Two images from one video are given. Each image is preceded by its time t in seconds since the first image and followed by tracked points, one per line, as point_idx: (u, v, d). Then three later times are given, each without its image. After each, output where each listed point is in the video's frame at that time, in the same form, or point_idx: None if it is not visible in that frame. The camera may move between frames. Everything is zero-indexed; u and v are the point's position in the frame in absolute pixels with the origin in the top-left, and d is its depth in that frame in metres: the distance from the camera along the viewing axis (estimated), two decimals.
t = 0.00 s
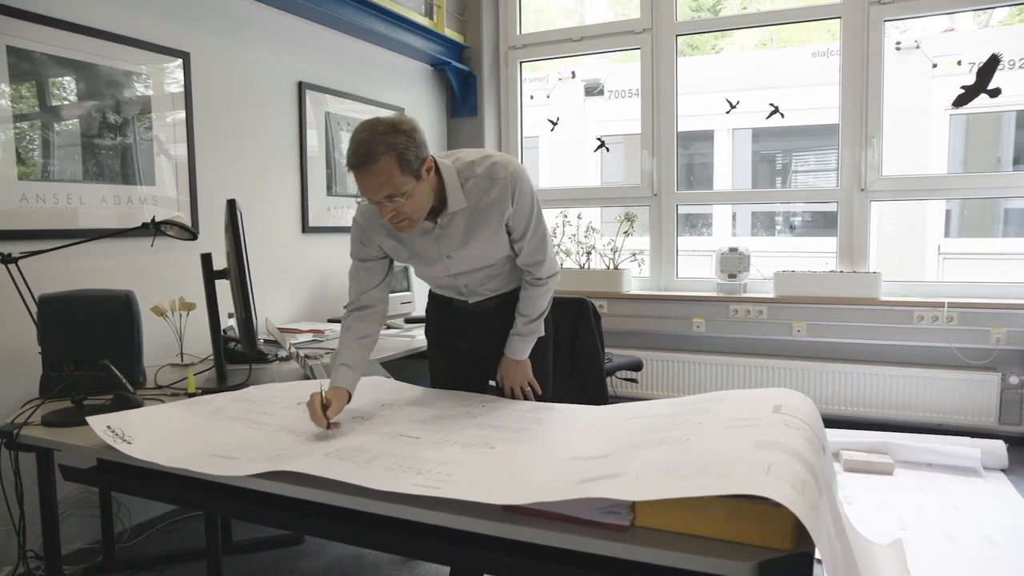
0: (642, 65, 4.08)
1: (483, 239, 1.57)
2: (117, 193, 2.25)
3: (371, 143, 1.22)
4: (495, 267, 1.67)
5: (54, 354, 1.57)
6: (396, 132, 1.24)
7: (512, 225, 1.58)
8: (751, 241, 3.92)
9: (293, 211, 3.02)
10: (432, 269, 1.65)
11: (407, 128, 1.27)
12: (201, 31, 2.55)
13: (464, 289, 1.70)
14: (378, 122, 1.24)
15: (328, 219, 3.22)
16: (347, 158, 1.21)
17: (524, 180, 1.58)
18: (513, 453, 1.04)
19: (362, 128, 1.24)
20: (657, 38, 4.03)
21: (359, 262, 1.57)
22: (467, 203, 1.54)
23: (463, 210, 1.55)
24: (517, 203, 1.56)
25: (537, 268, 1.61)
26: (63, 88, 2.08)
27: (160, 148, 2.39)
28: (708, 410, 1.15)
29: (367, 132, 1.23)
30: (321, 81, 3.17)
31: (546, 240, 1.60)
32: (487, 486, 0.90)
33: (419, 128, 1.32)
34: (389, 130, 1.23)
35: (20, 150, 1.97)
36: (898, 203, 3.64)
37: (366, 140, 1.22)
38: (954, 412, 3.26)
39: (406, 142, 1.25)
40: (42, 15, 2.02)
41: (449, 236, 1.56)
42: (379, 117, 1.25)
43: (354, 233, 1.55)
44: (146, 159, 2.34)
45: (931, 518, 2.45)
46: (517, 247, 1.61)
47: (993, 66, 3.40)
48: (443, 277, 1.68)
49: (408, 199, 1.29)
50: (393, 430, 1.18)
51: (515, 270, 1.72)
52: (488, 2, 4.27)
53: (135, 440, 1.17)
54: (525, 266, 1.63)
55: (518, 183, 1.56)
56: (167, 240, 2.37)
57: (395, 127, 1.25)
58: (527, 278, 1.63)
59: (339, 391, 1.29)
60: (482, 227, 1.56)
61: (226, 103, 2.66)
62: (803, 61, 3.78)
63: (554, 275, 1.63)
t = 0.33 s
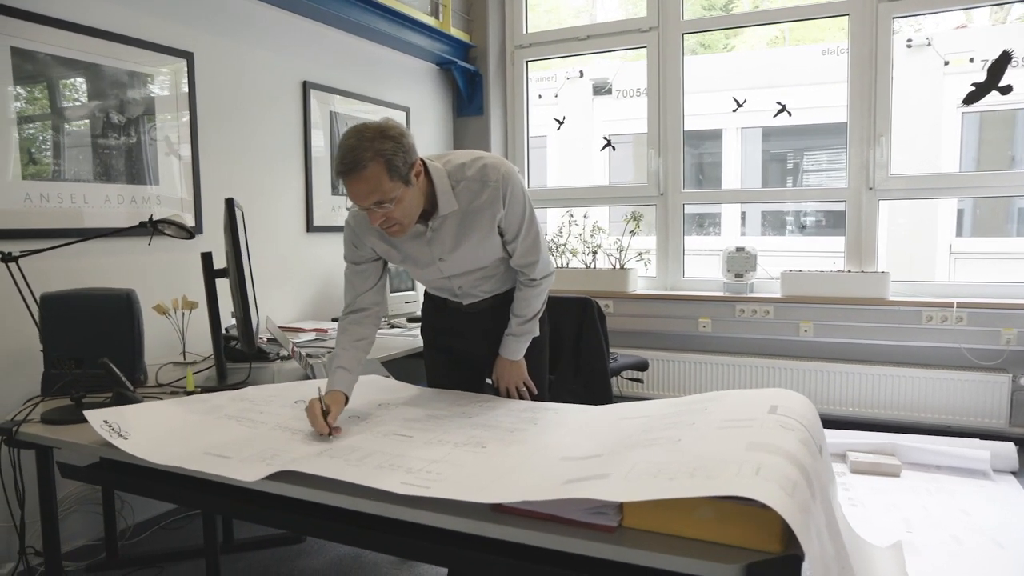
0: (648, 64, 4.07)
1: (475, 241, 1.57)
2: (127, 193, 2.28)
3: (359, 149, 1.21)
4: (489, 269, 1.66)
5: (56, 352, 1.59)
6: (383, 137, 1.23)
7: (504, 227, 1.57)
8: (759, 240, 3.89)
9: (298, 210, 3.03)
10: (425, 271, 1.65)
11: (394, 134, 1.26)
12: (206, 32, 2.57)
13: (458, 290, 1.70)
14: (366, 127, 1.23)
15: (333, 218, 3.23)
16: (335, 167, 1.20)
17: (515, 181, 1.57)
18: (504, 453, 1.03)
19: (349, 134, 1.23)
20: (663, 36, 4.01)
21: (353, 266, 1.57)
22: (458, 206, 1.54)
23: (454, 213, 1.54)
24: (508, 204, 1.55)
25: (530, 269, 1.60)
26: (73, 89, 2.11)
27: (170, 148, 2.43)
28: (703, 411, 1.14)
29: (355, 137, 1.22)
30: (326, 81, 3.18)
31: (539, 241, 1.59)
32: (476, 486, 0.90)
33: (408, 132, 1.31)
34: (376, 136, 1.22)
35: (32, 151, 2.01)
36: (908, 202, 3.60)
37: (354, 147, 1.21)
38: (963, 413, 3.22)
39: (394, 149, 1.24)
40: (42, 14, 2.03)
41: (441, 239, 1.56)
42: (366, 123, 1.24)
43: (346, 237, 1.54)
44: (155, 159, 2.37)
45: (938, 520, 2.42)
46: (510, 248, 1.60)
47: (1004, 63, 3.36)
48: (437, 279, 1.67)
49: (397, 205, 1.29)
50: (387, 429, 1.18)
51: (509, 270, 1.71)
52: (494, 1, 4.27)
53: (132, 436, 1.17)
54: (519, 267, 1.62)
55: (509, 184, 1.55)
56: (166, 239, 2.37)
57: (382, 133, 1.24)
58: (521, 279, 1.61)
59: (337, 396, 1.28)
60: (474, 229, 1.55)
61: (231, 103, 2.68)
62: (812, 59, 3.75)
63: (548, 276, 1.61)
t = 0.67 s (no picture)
0: (657, 62, 4.05)
1: (474, 239, 1.56)
2: (140, 192, 2.32)
3: (354, 148, 1.21)
4: (489, 267, 1.66)
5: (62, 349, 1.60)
6: (379, 136, 1.23)
7: (504, 225, 1.56)
8: (768, 240, 3.87)
9: (303, 208, 3.04)
10: (425, 269, 1.65)
11: (390, 132, 1.26)
12: (213, 31, 2.58)
13: (459, 288, 1.70)
14: (361, 126, 1.23)
15: (340, 217, 3.23)
16: (331, 166, 1.21)
17: (514, 178, 1.56)
18: (501, 452, 1.02)
19: (345, 133, 1.23)
20: (671, 34, 3.99)
21: (353, 264, 1.57)
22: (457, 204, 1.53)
23: (453, 211, 1.54)
24: (507, 202, 1.54)
25: (530, 268, 1.59)
26: (86, 90, 2.15)
27: (181, 148, 2.45)
28: (704, 410, 1.12)
29: (350, 136, 1.22)
30: (333, 80, 3.19)
31: (538, 239, 1.58)
32: (470, 484, 0.89)
33: (404, 130, 1.30)
34: (372, 135, 1.22)
35: (45, 150, 2.04)
36: (919, 201, 3.57)
37: (349, 146, 1.21)
38: (976, 415, 3.18)
39: (389, 147, 1.23)
40: (53, 15, 2.05)
41: (440, 237, 1.56)
42: (361, 121, 1.24)
43: (346, 235, 1.54)
44: (166, 159, 2.40)
45: (947, 522, 2.39)
46: (510, 246, 1.60)
47: (1018, 59, 3.31)
48: (438, 277, 1.67)
49: (394, 204, 1.29)
50: (386, 427, 1.18)
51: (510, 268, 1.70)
52: None
53: (131, 433, 1.18)
54: (519, 265, 1.61)
55: (508, 182, 1.54)
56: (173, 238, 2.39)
57: (378, 131, 1.24)
58: (522, 278, 1.61)
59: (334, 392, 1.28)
60: (473, 227, 1.55)
61: (238, 102, 2.69)
62: (823, 57, 3.72)
63: (548, 275, 1.61)
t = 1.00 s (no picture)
0: (666, 61, 4.03)
1: (477, 239, 1.56)
2: (154, 191, 2.35)
3: (354, 149, 1.21)
4: (492, 267, 1.66)
5: (69, 348, 1.61)
6: (379, 136, 1.23)
7: (506, 225, 1.56)
8: (778, 240, 3.84)
9: (311, 208, 3.04)
10: (428, 270, 1.65)
11: (390, 131, 1.25)
12: (222, 32, 2.60)
13: (462, 289, 1.69)
14: (362, 126, 1.23)
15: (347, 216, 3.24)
16: (331, 166, 1.21)
17: (516, 177, 1.55)
18: (499, 452, 1.02)
19: (346, 133, 1.23)
20: (681, 33, 3.97)
21: (356, 264, 1.57)
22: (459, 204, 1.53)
23: (455, 211, 1.54)
24: (509, 201, 1.54)
25: (534, 268, 1.59)
26: (100, 91, 2.18)
27: (193, 148, 2.48)
28: (705, 411, 1.11)
29: (351, 136, 1.22)
30: (341, 80, 3.20)
31: (541, 239, 1.58)
32: (467, 484, 0.89)
33: (405, 130, 1.30)
34: (372, 134, 1.22)
35: (59, 151, 2.07)
36: (932, 201, 3.52)
37: (350, 145, 1.21)
38: (989, 417, 3.14)
39: (389, 148, 1.23)
40: (64, 17, 2.08)
41: (443, 237, 1.55)
42: (362, 121, 1.24)
43: (350, 236, 1.55)
44: (177, 159, 2.43)
45: (958, 526, 2.36)
46: (513, 246, 1.59)
47: None
48: (441, 278, 1.67)
49: (394, 203, 1.29)
50: (386, 427, 1.18)
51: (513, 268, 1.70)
52: None
53: (133, 431, 1.18)
54: (522, 265, 1.61)
55: (510, 181, 1.54)
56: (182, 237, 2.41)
57: (378, 131, 1.23)
58: (525, 278, 1.61)
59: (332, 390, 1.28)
60: (475, 226, 1.55)
61: (246, 102, 2.71)
62: (835, 56, 3.68)
63: (552, 274, 1.60)
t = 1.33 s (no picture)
0: (676, 60, 4.01)
1: (478, 236, 1.56)
2: (164, 190, 2.37)
3: (354, 146, 1.21)
4: (495, 264, 1.65)
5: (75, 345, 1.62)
6: (378, 133, 1.23)
7: (507, 222, 1.55)
8: (789, 239, 3.80)
9: (319, 206, 3.05)
10: (431, 267, 1.65)
11: (390, 129, 1.25)
12: (231, 32, 2.62)
13: (465, 286, 1.69)
14: (362, 124, 1.23)
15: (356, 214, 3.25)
16: (332, 163, 1.21)
17: (518, 174, 1.54)
18: (498, 450, 1.01)
19: (346, 130, 1.23)
20: (691, 31, 3.95)
21: (359, 261, 1.57)
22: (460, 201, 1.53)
23: (457, 208, 1.53)
24: (511, 199, 1.53)
25: (537, 266, 1.58)
26: (112, 90, 2.20)
27: (203, 147, 2.50)
28: (707, 410, 1.10)
29: (351, 133, 1.22)
30: (350, 79, 3.20)
31: (543, 236, 1.57)
32: (463, 482, 0.88)
33: (406, 127, 1.30)
34: (372, 132, 1.22)
35: (72, 151, 2.10)
36: (946, 199, 3.48)
37: (349, 143, 1.21)
38: (1003, 418, 3.10)
39: (389, 145, 1.23)
40: (74, 18, 2.10)
41: (445, 235, 1.55)
42: (362, 119, 1.24)
43: (353, 233, 1.55)
44: (187, 158, 2.44)
45: (969, 529, 2.33)
46: (515, 244, 1.59)
47: None
48: (444, 275, 1.67)
49: (394, 201, 1.28)
50: (386, 425, 1.18)
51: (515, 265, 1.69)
52: None
53: (135, 428, 1.19)
54: (524, 263, 1.60)
55: (512, 179, 1.53)
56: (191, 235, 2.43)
57: (378, 129, 1.23)
58: (528, 276, 1.60)
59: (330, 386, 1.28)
60: (477, 223, 1.54)
61: (255, 101, 2.72)
62: (848, 53, 3.64)
63: (554, 272, 1.59)
